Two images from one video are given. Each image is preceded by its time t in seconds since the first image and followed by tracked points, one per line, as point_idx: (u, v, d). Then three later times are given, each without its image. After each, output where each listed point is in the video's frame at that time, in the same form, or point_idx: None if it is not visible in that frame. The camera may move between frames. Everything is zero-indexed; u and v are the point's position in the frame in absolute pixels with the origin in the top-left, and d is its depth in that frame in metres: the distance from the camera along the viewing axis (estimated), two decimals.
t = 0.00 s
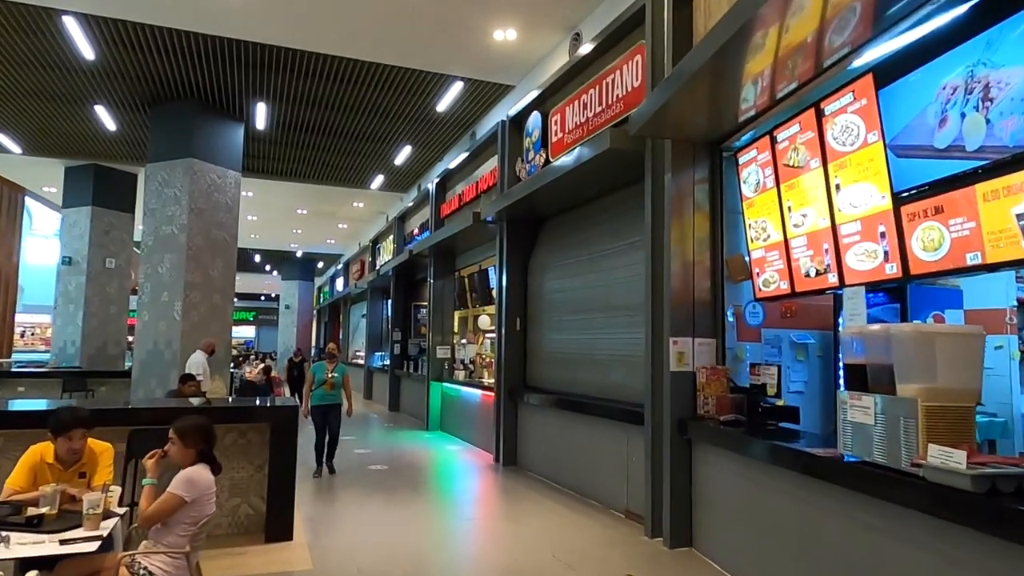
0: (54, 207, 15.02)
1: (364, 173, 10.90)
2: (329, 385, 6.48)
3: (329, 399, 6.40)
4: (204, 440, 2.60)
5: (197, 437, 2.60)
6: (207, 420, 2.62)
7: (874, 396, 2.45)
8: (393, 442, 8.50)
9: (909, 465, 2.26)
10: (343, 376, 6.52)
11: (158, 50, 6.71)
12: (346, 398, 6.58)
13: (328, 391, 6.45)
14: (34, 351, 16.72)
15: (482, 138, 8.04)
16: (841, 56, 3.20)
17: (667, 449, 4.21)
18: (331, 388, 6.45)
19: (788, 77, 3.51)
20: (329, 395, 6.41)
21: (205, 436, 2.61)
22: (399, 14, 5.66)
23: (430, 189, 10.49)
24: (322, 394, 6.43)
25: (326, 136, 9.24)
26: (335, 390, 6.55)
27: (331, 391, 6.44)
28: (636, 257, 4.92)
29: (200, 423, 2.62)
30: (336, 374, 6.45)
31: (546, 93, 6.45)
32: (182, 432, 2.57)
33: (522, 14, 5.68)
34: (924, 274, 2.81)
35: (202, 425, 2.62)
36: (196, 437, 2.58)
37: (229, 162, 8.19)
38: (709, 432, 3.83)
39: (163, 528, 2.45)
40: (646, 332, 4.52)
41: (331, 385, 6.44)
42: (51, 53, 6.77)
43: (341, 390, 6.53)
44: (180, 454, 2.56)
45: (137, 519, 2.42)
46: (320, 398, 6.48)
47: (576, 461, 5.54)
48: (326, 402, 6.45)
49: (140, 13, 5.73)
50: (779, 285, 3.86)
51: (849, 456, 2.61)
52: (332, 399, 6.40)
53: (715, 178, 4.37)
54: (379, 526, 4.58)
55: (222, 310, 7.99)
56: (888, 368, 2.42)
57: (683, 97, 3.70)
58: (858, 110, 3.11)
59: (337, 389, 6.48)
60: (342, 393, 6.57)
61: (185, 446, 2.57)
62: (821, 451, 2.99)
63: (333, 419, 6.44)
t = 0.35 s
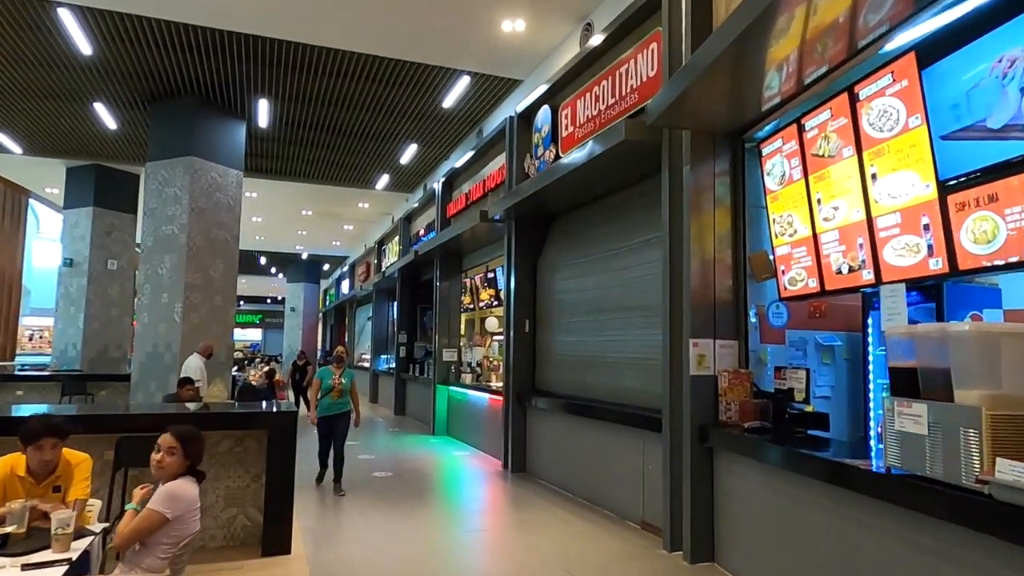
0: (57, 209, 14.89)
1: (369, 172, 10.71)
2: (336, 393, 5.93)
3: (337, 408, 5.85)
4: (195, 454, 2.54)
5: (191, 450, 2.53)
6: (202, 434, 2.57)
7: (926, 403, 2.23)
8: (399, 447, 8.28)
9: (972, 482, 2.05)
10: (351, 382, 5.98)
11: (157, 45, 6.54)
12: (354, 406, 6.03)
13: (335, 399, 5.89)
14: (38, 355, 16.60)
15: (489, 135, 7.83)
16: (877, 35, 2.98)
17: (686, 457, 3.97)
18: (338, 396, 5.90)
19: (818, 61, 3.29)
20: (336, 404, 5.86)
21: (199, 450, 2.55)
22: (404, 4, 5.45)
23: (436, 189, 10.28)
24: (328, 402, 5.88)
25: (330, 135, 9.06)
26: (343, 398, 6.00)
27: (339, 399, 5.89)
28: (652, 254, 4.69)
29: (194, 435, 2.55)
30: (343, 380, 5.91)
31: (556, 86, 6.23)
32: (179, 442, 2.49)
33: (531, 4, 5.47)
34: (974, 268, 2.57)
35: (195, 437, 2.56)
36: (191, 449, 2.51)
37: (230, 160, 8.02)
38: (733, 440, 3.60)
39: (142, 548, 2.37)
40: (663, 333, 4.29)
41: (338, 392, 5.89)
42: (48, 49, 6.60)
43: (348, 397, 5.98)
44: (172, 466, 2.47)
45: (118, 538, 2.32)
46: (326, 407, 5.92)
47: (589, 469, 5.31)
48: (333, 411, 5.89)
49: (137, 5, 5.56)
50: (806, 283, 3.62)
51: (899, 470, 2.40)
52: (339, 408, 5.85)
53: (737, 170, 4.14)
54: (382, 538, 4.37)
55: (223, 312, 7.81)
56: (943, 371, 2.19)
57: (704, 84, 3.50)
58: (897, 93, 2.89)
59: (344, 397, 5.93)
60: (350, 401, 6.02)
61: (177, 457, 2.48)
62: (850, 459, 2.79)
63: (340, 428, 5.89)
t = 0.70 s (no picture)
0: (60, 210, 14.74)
1: (374, 172, 10.52)
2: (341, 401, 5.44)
3: (341, 417, 5.36)
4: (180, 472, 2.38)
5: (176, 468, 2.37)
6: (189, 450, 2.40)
7: (990, 417, 2.01)
8: (404, 454, 8.08)
9: None
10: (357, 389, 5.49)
11: (156, 39, 6.36)
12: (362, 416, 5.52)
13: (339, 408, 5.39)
14: (42, 357, 16.46)
15: (496, 133, 7.63)
16: (920, 16, 2.76)
17: (708, 468, 3.74)
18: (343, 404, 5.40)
19: (850, 47, 3.08)
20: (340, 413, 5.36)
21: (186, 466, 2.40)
22: None
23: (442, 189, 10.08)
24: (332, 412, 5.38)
25: (334, 134, 8.87)
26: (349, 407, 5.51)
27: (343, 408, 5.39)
28: (669, 254, 4.47)
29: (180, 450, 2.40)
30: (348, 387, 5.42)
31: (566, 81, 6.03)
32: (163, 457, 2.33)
33: None
34: None
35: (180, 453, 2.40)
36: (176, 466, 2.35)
37: (231, 160, 7.84)
38: (759, 451, 3.37)
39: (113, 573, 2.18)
40: (682, 337, 4.07)
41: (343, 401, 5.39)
42: (44, 44, 6.43)
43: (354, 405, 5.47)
44: (154, 485, 2.30)
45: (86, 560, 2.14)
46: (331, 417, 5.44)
47: (602, 478, 5.08)
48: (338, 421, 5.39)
49: None
50: (837, 283, 3.39)
51: (957, 489, 2.17)
52: (344, 417, 5.35)
53: (761, 165, 3.91)
54: (385, 553, 4.16)
55: (223, 314, 7.61)
56: (1009, 381, 1.97)
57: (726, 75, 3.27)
58: (943, 77, 2.67)
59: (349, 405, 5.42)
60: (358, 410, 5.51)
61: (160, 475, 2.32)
62: (892, 475, 2.57)
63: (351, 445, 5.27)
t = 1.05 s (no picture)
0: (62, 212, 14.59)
1: (377, 171, 10.32)
2: (340, 406, 4.93)
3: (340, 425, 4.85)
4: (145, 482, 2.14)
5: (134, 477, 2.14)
6: (154, 457, 2.15)
7: None
8: (407, 459, 7.86)
9: None
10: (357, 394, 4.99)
11: (152, 33, 6.19)
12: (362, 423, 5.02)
13: (338, 414, 4.88)
14: (43, 360, 16.32)
15: (502, 129, 7.43)
16: None
17: (730, 477, 3.52)
18: (342, 410, 4.88)
19: (886, 26, 2.86)
20: (338, 419, 4.84)
21: (147, 476, 2.14)
22: None
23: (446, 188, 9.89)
24: (330, 419, 4.87)
25: (336, 132, 8.69)
26: (347, 412, 5.00)
27: (342, 413, 4.88)
28: (686, 251, 4.25)
29: (143, 460, 2.15)
30: (347, 390, 4.93)
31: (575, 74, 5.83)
32: (118, 467, 2.12)
33: None
34: None
35: (145, 463, 2.15)
36: (132, 476, 2.11)
37: (230, 157, 7.65)
38: (787, 460, 3.15)
39: None
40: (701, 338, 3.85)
41: (341, 406, 4.89)
42: (37, 37, 6.25)
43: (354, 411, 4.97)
44: (108, 497, 2.10)
45: None
46: (328, 424, 4.93)
47: (614, 486, 4.87)
48: (336, 428, 4.88)
49: None
50: (869, 280, 3.17)
51: None
52: (343, 424, 4.84)
53: (785, 155, 3.70)
54: (387, 565, 3.95)
55: (222, 315, 7.42)
56: None
57: (750, 57, 3.07)
58: (995, 53, 2.46)
59: (349, 411, 4.92)
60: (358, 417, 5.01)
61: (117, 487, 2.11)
62: (942, 487, 2.35)
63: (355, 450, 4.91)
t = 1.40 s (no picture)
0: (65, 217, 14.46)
1: (382, 174, 10.14)
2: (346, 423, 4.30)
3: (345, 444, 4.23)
4: (101, 508, 1.87)
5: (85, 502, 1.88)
6: (103, 483, 1.84)
7: None
8: (414, 468, 7.65)
9: None
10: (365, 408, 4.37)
11: (152, 30, 6.02)
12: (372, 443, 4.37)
13: (343, 432, 4.24)
14: (46, 367, 16.18)
15: (510, 130, 7.24)
16: None
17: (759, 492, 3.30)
18: (347, 427, 4.26)
19: (929, 9, 2.66)
20: (344, 438, 4.22)
21: (92, 505, 1.86)
22: None
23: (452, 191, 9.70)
24: (334, 437, 4.23)
25: (340, 133, 8.51)
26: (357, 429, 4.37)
27: (348, 430, 4.25)
28: (708, 251, 4.04)
29: (95, 486, 1.85)
30: (354, 404, 4.31)
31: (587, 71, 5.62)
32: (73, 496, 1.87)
33: None
34: None
35: (99, 489, 1.85)
36: (82, 502, 1.85)
37: (232, 159, 7.49)
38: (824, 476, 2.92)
39: None
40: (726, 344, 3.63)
41: (348, 422, 4.26)
42: (34, 35, 6.09)
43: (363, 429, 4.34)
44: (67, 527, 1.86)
45: None
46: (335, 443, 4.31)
47: (631, 498, 4.65)
48: (342, 449, 4.23)
49: None
50: (911, 282, 2.95)
51: None
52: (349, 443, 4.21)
53: (815, 150, 3.48)
54: None
55: (224, 321, 7.24)
56: None
57: (783, 44, 2.86)
58: None
59: (356, 428, 4.29)
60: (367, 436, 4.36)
61: (75, 512, 1.88)
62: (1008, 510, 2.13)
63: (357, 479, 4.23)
